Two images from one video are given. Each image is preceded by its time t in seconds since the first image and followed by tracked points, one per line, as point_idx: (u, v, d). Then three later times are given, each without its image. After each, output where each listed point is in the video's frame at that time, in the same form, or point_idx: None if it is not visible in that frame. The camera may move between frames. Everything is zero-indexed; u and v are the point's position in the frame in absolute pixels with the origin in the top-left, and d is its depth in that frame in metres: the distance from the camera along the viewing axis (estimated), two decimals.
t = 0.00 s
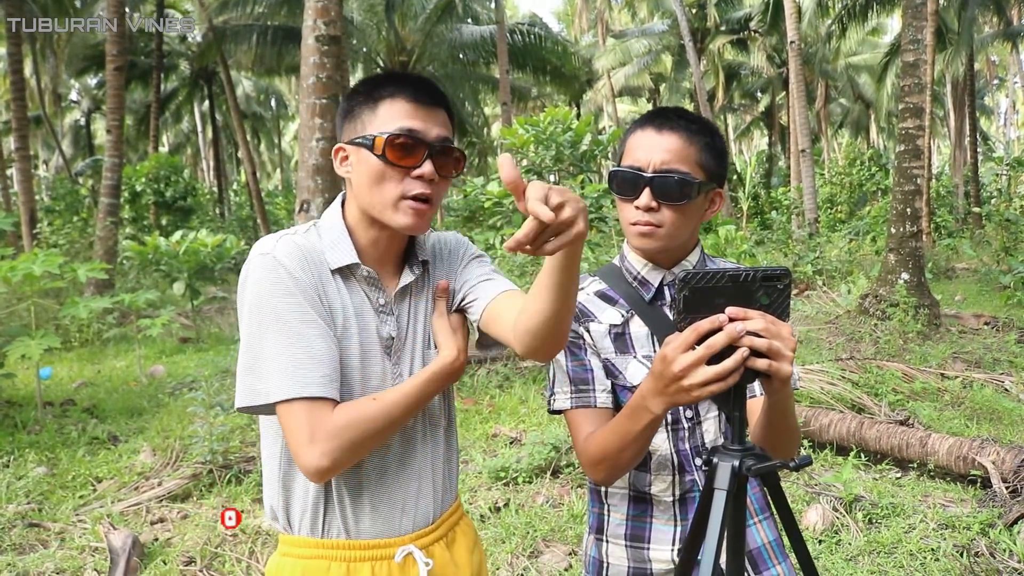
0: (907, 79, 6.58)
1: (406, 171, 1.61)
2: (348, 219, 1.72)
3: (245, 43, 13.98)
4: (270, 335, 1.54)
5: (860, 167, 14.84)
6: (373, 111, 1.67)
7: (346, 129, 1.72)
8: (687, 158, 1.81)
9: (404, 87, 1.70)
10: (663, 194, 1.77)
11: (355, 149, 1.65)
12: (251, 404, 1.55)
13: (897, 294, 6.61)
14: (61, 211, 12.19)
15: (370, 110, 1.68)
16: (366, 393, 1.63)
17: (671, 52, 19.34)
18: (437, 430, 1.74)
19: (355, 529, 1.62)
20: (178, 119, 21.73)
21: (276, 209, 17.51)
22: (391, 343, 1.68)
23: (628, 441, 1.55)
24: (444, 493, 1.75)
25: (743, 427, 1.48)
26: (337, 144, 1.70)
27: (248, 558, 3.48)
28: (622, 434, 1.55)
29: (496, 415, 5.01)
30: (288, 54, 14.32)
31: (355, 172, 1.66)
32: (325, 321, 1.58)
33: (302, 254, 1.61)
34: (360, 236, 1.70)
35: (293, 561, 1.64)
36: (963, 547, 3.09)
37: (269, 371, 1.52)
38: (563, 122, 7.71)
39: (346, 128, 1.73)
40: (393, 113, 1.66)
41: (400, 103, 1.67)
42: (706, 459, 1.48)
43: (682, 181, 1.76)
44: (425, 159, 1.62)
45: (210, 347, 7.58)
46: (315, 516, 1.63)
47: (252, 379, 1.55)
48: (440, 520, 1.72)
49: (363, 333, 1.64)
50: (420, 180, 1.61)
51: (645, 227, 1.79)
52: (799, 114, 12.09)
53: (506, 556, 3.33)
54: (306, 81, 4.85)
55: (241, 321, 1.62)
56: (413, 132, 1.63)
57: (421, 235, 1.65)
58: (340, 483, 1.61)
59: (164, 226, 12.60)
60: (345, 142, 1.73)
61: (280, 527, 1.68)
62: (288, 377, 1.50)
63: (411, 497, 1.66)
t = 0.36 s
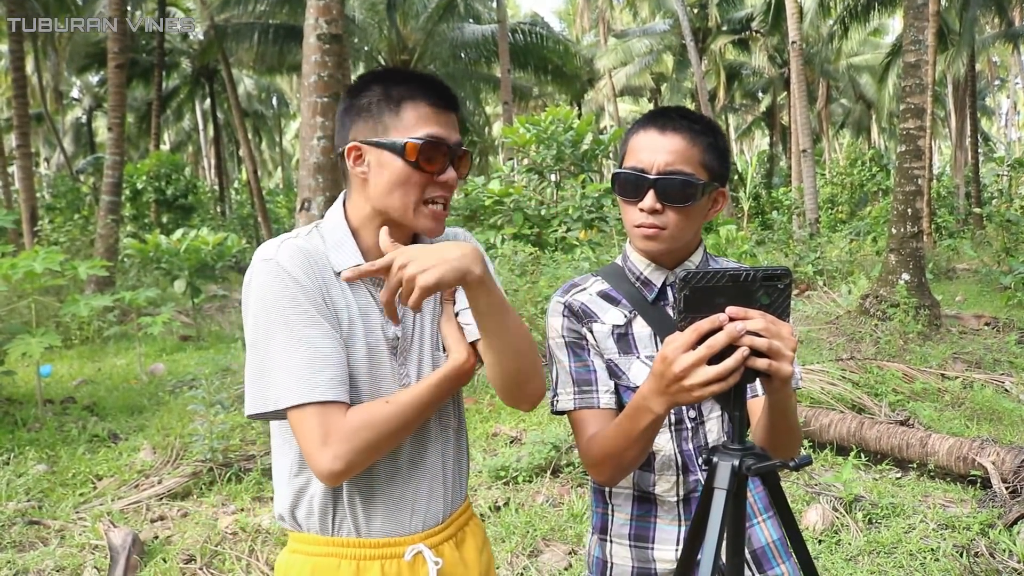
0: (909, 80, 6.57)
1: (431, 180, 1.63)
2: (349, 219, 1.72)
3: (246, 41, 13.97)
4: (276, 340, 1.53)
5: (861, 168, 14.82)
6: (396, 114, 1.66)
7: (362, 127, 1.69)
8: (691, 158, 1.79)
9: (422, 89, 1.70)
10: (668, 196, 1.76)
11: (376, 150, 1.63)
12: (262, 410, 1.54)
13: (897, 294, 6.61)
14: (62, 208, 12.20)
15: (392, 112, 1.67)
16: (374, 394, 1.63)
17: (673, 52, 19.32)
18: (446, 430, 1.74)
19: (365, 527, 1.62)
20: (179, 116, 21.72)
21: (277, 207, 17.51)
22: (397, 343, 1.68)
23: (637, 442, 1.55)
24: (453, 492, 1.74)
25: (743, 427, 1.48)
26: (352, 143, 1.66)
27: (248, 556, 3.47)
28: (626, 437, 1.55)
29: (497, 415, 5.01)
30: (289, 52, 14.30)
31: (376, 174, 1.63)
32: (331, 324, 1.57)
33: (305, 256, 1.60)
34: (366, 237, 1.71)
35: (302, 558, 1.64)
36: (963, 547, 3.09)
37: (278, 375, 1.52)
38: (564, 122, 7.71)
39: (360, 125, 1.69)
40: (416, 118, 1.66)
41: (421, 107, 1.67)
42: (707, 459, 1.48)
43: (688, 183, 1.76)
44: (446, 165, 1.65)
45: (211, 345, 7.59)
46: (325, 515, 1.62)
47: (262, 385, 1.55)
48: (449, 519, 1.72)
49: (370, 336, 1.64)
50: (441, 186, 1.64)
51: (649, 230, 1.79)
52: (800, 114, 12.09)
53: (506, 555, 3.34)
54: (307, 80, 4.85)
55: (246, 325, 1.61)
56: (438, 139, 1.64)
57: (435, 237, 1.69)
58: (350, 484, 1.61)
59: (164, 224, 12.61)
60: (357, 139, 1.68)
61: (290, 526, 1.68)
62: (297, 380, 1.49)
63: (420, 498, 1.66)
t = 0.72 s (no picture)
0: (907, 80, 6.57)
1: (413, 186, 1.64)
2: (318, 226, 1.70)
3: (246, 41, 13.96)
4: (258, 362, 1.55)
5: (860, 168, 14.82)
6: (371, 120, 1.62)
7: (333, 133, 1.63)
8: (691, 160, 1.79)
9: (387, 89, 1.66)
10: (668, 198, 1.75)
11: (356, 158, 1.60)
12: (246, 432, 1.56)
13: (896, 295, 6.61)
14: (60, 208, 12.19)
15: (367, 118, 1.62)
16: (363, 401, 1.64)
17: (672, 52, 19.33)
18: (439, 431, 1.73)
19: (365, 533, 1.62)
20: (178, 116, 21.71)
21: (276, 207, 17.51)
22: (382, 344, 1.67)
23: (625, 446, 1.56)
24: (452, 493, 1.75)
25: (741, 427, 1.48)
26: (328, 153, 1.61)
27: (247, 557, 3.47)
28: (622, 436, 1.55)
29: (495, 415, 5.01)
30: (289, 52, 14.29)
31: (360, 183, 1.61)
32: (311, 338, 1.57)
33: (279, 270, 1.59)
34: (336, 242, 1.70)
35: (304, 567, 1.64)
36: (961, 547, 3.09)
37: (260, 398, 1.54)
38: (563, 122, 7.71)
39: (332, 132, 1.63)
40: (390, 120, 1.63)
41: (393, 108, 1.64)
42: (705, 460, 1.48)
43: (686, 185, 1.75)
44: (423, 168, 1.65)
45: (210, 345, 7.59)
46: (324, 525, 1.62)
47: (244, 408, 1.56)
48: (450, 522, 1.72)
49: (349, 343, 1.62)
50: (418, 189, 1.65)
51: (649, 231, 1.78)
52: (798, 114, 12.10)
53: (505, 555, 3.34)
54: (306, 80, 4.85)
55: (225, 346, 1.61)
56: (416, 143, 1.64)
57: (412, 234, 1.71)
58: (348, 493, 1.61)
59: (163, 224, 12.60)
60: (330, 148, 1.63)
61: (289, 538, 1.68)
62: (280, 402, 1.52)
63: (421, 501, 1.66)
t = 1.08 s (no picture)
0: (906, 80, 6.57)
1: (406, 187, 1.64)
2: (311, 228, 1.70)
3: (244, 41, 13.95)
4: (251, 365, 1.55)
5: (858, 168, 14.81)
6: (364, 120, 1.62)
7: (325, 134, 1.63)
8: (686, 169, 1.77)
9: (381, 91, 1.66)
10: (660, 207, 1.74)
11: (349, 160, 1.60)
12: (239, 436, 1.55)
13: (895, 295, 6.62)
14: (59, 208, 12.19)
15: (360, 119, 1.62)
16: (358, 403, 1.64)
17: (671, 52, 19.33)
18: (435, 431, 1.74)
19: (363, 534, 1.62)
20: (177, 117, 21.70)
21: (274, 207, 17.49)
22: (375, 344, 1.67)
23: (622, 445, 1.56)
24: (450, 494, 1.75)
25: (741, 428, 1.48)
26: (320, 155, 1.60)
27: (246, 557, 3.47)
28: (621, 435, 1.55)
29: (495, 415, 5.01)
30: (287, 52, 14.29)
31: (353, 185, 1.60)
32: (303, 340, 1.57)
33: (272, 273, 1.59)
34: (328, 244, 1.70)
35: (302, 570, 1.64)
36: (961, 546, 3.10)
37: (254, 402, 1.54)
38: (562, 122, 7.72)
39: (324, 134, 1.63)
40: (382, 120, 1.64)
41: (385, 108, 1.65)
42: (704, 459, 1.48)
43: (680, 195, 1.73)
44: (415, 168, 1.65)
45: (209, 345, 7.58)
46: (321, 527, 1.62)
47: (236, 412, 1.56)
48: (448, 523, 1.72)
49: (342, 345, 1.63)
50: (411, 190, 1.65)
51: (642, 240, 1.78)
52: (797, 115, 12.10)
53: (504, 555, 3.34)
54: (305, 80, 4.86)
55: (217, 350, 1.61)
56: (409, 145, 1.64)
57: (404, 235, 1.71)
58: (344, 496, 1.61)
59: (162, 224, 12.61)
60: (322, 150, 1.63)
61: (285, 542, 1.67)
62: (274, 405, 1.52)
63: (418, 502, 1.66)
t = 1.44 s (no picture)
0: (910, 81, 6.57)
1: (404, 199, 1.62)
2: (317, 227, 1.70)
3: (248, 40, 13.95)
4: (256, 363, 1.55)
5: (862, 168, 14.77)
6: (367, 125, 1.61)
7: (329, 134, 1.63)
8: (707, 145, 1.77)
9: (389, 92, 1.64)
10: (678, 179, 1.75)
11: (349, 162, 1.60)
12: (244, 433, 1.56)
13: (899, 296, 6.61)
14: (63, 207, 12.21)
15: (362, 123, 1.61)
16: (362, 401, 1.64)
17: (675, 52, 19.32)
18: (440, 431, 1.74)
19: (367, 534, 1.63)
20: (181, 116, 21.73)
21: (278, 206, 17.51)
22: (381, 343, 1.67)
23: (630, 440, 1.56)
24: (454, 494, 1.74)
25: (747, 428, 1.48)
26: (321, 155, 1.61)
27: (249, 555, 3.47)
28: (629, 433, 1.55)
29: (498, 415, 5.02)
30: (291, 51, 14.31)
31: (349, 187, 1.61)
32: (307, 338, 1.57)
33: (277, 272, 1.59)
34: (334, 243, 1.71)
35: (305, 568, 1.64)
36: (965, 549, 3.09)
37: (259, 399, 1.54)
38: (567, 122, 7.73)
39: (329, 132, 1.63)
40: (387, 127, 1.62)
41: (391, 115, 1.62)
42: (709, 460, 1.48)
43: (694, 168, 1.74)
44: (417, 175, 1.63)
45: (212, 344, 7.60)
46: (326, 526, 1.62)
47: (241, 409, 1.56)
48: (452, 523, 1.72)
49: (347, 344, 1.63)
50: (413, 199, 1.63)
51: (663, 213, 1.78)
52: (801, 117, 12.10)
53: (507, 555, 3.34)
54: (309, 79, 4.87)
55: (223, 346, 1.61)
56: (412, 154, 1.62)
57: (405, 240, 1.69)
58: (351, 495, 1.61)
59: (166, 223, 12.63)
60: (324, 148, 1.63)
61: (290, 539, 1.68)
62: (280, 403, 1.52)
63: (422, 502, 1.66)
